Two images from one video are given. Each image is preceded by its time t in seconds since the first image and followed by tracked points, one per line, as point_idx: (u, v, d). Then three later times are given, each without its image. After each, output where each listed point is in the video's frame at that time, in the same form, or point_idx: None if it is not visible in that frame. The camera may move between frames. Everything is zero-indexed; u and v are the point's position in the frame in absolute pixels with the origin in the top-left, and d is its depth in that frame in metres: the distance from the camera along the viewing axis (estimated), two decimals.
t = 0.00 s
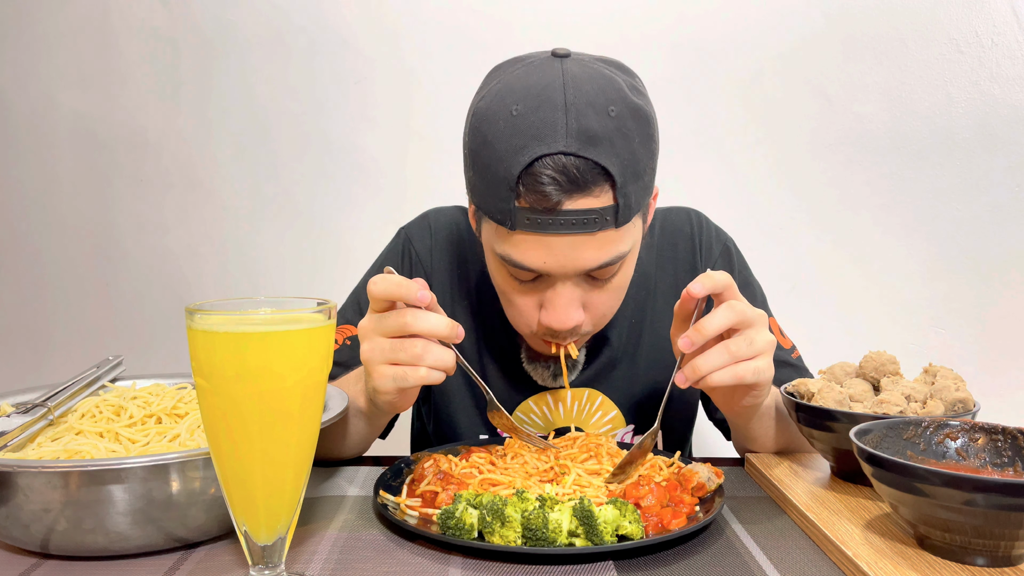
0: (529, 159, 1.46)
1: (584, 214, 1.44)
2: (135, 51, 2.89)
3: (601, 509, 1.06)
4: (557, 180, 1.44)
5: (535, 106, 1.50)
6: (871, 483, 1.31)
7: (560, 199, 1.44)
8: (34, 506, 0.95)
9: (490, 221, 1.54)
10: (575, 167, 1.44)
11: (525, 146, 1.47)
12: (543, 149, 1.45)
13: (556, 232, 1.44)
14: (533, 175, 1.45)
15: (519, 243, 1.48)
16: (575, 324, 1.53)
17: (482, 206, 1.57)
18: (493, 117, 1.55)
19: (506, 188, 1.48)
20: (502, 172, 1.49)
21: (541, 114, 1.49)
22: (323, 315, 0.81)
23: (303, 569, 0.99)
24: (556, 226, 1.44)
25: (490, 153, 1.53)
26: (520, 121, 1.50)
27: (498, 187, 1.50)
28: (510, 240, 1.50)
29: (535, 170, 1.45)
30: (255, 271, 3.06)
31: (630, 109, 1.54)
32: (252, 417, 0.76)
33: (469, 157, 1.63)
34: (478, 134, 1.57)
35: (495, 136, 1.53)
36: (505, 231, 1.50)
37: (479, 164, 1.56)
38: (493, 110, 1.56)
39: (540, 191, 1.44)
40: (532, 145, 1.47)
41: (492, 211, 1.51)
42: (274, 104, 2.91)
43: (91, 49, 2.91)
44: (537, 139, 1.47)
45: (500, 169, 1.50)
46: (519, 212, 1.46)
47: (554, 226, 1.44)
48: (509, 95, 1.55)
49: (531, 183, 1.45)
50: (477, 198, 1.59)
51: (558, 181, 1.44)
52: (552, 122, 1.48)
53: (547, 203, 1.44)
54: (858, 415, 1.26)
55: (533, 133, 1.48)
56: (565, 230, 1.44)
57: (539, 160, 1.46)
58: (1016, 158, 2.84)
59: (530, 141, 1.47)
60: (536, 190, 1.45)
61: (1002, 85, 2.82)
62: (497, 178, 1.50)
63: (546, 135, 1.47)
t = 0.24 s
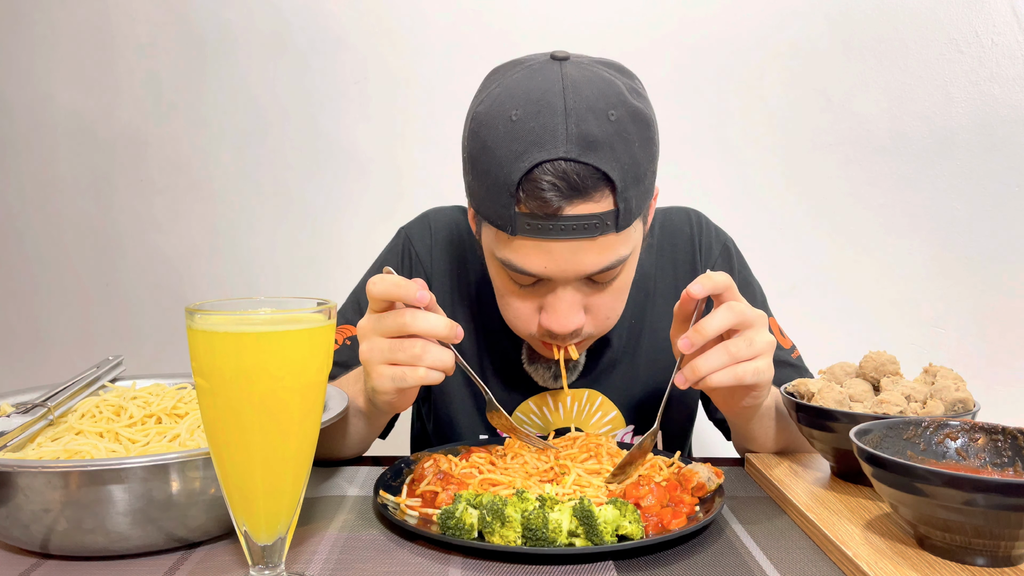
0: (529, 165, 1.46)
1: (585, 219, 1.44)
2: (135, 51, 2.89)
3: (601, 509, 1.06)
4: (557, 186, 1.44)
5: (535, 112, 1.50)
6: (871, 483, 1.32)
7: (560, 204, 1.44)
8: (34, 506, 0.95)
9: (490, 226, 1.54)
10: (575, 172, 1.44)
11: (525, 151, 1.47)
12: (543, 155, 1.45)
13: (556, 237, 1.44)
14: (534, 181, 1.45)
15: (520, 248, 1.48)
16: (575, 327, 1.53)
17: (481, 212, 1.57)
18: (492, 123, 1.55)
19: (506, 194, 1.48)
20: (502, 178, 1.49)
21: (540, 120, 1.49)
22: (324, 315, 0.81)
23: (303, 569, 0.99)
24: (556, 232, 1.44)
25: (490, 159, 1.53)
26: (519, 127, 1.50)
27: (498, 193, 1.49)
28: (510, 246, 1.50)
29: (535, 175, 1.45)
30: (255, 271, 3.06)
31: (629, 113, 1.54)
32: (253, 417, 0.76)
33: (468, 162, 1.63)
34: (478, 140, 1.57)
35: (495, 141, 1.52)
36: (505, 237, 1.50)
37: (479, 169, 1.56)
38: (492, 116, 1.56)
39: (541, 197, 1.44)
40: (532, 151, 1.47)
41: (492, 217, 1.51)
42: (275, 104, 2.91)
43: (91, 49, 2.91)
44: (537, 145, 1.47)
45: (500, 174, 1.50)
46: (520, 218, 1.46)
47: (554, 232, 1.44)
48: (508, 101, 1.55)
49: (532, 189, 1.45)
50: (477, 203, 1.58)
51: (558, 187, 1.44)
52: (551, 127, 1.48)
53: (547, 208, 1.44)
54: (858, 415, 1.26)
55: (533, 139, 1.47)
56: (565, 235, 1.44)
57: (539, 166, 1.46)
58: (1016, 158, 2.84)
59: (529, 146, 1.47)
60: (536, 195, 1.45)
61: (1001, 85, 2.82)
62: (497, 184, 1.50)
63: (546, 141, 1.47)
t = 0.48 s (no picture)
0: (529, 166, 1.46)
1: (585, 219, 1.44)
2: (135, 51, 2.89)
3: (601, 509, 1.06)
4: (557, 186, 1.44)
5: (535, 112, 1.50)
6: (871, 483, 1.31)
7: (561, 205, 1.44)
8: (34, 506, 0.95)
9: (490, 226, 1.54)
10: (576, 173, 1.44)
11: (524, 151, 1.47)
12: (543, 155, 1.45)
13: (557, 238, 1.44)
14: (534, 181, 1.45)
15: (520, 248, 1.48)
16: (575, 328, 1.53)
17: (481, 212, 1.57)
18: (492, 123, 1.55)
19: (506, 194, 1.48)
20: (502, 178, 1.49)
21: (540, 120, 1.49)
22: (323, 315, 0.81)
23: (303, 569, 0.99)
24: (557, 232, 1.44)
25: (489, 159, 1.53)
26: (519, 127, 1.50)
27: (499, 193, 1.49)
28: (510, 246, 1.49)
29: (535, 176, 1.45)
30: (255, 270, 3.06)
31: (629, 114, 1.54)
32: (253, 417, 0.76)
33: (468, 162, 1.63)
34: (478, 140, 1.57)
35: (495, 142, 1.52)
36: (506, 237, 1.50)
37: (479, 170, 1.56)
38: (492, 116, 1.56)
39: (540, 197, 1.44)
40: (532, 151, 1.47)
41: (493, 218, 1.51)
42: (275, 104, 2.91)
43: (91, 49, 2.91)
44: (538, 146, 1.47)
45: (500, 175, 1.50)
46: (520, 218, 1.46)
47: (554, 232, 1.44)
48: (508, 101, 1.55)
49: (532, 189, 1.45)
50: (477, 203, 1.58)
51: (559, 188, 1.44)
52: (552, 128, 1.48)
53: (547, 209, 1.44)
54: (858, 415, 1.26)
55: (533, 139, 1.47)
56: (566, 235, 1.43)
57: (539, 167, 1.46)
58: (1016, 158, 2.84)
59: (529, 147, 1.47)
60: (536, 195, 1.45)
61: (1001, 85, 2.82)
62: (497, 184, 1.50)
63: (546, 141, 1.47)
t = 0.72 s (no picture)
0: (531, 170, 1.46)
1: (587, 224, 1.44)
2: (135, 51, 2.89)
3: (601, 509, 1.06)
4: (559, 191, 1.44)
5: (537, 117, 1.50)
6: (871, 483, 1.31)
7: (562, 209, 1.44)
8: (34, 506, 0.95)
9: (492, 230, 1.54)
10: (577, 177, 1.44)
11: (526, 155, 1.47)
12: (545, 160, 1.45)
13: (558, 242, 1.44)
14: (535, 186, 1.45)
15: (521, 253, 1.48)
16: (575, 332, 1.54)
17: (482, 215, 1.57)
18: (494, 127, 1.54)
19: (507, 198, 1.48)
20: (503, 182, 1.49)
21: (542, 124, 1.49)
22: (323, 315, 0.81)
23: (303, 569, 0.99)
24: (558, 237, 1.44)
25: (491, 163, 1.53)
26: (521, 131, 1.49)
27: (500, 197, 1.49)
28: (511, 250, 1.50)
29: (537, 180, 1.45)
30: (255, 270, 3.06)
31: (632, 118, 1.54)
32: (253, 418, 0.76)
33: (469, 165, 1.63)
34: (479, 143, 1.57)
35: (496, 145, 1.52)
36: (507, 241, 1.50)
37: (480, 173, 1.56)
38: (494, 120, 1.55)
39: (542, 202, 1.44)
40: (533, 155, 1.47)
41: (494, 221, 1.51)
42: (275, 104, 2.91)
43: (91, 49, 2.91)
44: (540, 150, 1.47)
45: (501, 179, 1.49)
46: (521, 223, 1.47)
47: (556, 236, 1.44)
48: (510, 105, 1.55)
49: (534, 194, 1.45)
50: (478, 207, 1.58)
51: (560, 192, 1.44)
52: (554, 132, 1.47)
53: (549, 213, 1.44)
54: (858, 415, 1.26)
55: (535, 144, 1.47)
56: (567, 240, 1.44)
57: (541, 171, 1.46)
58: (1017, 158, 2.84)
59: (531, 151, 1.47)
60: (538, 200, 1.45)
61: (1001, 85, 2.82)
62: (499, 188, 1.50)
63: (547, 146, 1.47)
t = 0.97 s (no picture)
0: (534, 175, 1.46)
1: (589, 230, 1.44)
2: (134, 51, 2.89)
3: (601, 509, 1.06)
4: (562, 197, 1.44)
5: (540, 122, 1.49)
6: (871, 483, 1.31)
7: (565, 215, 1.44)
8: (34, 506, 0.95)
9: (494, 234, 1.54)
10: (580, 183, 1.44)
11: (529, 161, 1.47)
12: (548, 165, 1.45)
13: (560, 248, 1.44)
14: (538, 191, 1.45)
15: (523, 258, 1.48)
16: (576, 336, 1.54)
17: (485, 220, 1.57)
18: (497, 131, 1.54)
19: (510, 204, 1.48)
20: (506, 187, 1.49)
21: (545, 130, 1.48)
22: (324, 315, 0.81)
23: (303, 569, 0.99)
24: (560, 242, 1.44)
25: (493, 168, 1.52)
26: (524, 137, 1.49)
27: (503, 203, 1.49)
28: (514, 255, 1.50)
29: (539, 186, 1.45)
30: (255, 270, 3.06)
31: (635, 123, 1.54)
32: (253, 418, 0.76)
33: (471, 169, 1.63)
34: (482, 148, 1.57)
35: (499, 150, 1.52)
36: (509, 246, 1.50)
37: (483, 178, 1.56)
38: (497, 124, 1.55)
39: (544, 207, 1.45)
40: (536, 161, 1.46)
41: (497, 226, 1.52)
42: (275, 104, 2.91)
43: (91, 49, 2.91)
44: (543, 156, 1.46)
45: (504, 184, 1.49)
46: (524, 228, 1.47)
47: (558, 242, 1.44)
48: (513, 109, 1.54)
49: (536, 199, 1.45)
50: (480, 211, 1.58)
51: (563, 198, 1.44)
52: (557, 138, 1.47)
53: (551, 219, 1.45)
54: (858, 415, 1.26)
55: (538, 149, 1.47)
56: (569, 245, 1.44)
57: (544, 176, 1.46)
58: (1017, 158, 2.84)
59: (534, 156, 1.47)
60: (541, 206, 1.45)
61: (1001, 85, 2.82)
62: (501, 194, 1.50)
63: (550, 151, 1.46)
